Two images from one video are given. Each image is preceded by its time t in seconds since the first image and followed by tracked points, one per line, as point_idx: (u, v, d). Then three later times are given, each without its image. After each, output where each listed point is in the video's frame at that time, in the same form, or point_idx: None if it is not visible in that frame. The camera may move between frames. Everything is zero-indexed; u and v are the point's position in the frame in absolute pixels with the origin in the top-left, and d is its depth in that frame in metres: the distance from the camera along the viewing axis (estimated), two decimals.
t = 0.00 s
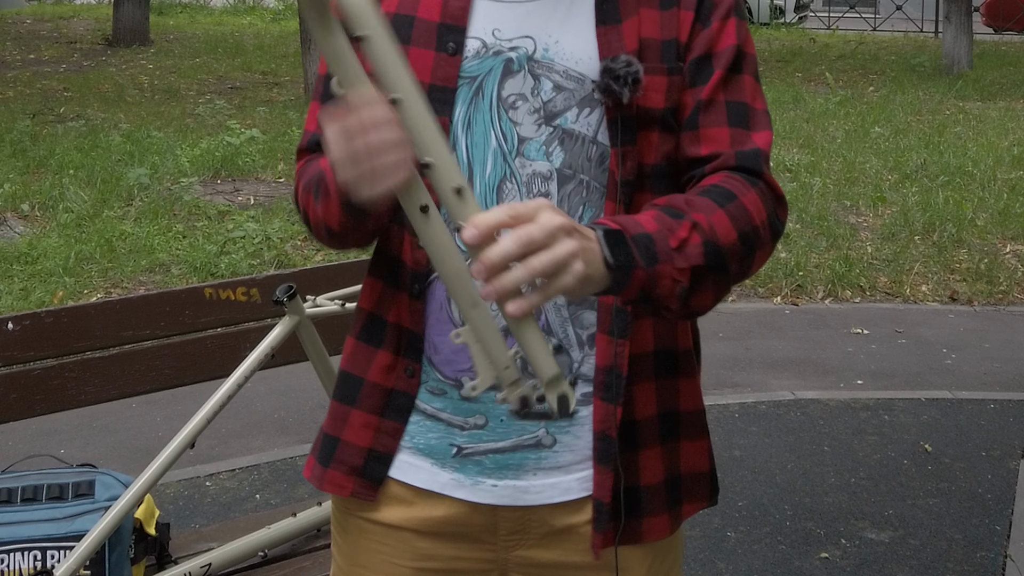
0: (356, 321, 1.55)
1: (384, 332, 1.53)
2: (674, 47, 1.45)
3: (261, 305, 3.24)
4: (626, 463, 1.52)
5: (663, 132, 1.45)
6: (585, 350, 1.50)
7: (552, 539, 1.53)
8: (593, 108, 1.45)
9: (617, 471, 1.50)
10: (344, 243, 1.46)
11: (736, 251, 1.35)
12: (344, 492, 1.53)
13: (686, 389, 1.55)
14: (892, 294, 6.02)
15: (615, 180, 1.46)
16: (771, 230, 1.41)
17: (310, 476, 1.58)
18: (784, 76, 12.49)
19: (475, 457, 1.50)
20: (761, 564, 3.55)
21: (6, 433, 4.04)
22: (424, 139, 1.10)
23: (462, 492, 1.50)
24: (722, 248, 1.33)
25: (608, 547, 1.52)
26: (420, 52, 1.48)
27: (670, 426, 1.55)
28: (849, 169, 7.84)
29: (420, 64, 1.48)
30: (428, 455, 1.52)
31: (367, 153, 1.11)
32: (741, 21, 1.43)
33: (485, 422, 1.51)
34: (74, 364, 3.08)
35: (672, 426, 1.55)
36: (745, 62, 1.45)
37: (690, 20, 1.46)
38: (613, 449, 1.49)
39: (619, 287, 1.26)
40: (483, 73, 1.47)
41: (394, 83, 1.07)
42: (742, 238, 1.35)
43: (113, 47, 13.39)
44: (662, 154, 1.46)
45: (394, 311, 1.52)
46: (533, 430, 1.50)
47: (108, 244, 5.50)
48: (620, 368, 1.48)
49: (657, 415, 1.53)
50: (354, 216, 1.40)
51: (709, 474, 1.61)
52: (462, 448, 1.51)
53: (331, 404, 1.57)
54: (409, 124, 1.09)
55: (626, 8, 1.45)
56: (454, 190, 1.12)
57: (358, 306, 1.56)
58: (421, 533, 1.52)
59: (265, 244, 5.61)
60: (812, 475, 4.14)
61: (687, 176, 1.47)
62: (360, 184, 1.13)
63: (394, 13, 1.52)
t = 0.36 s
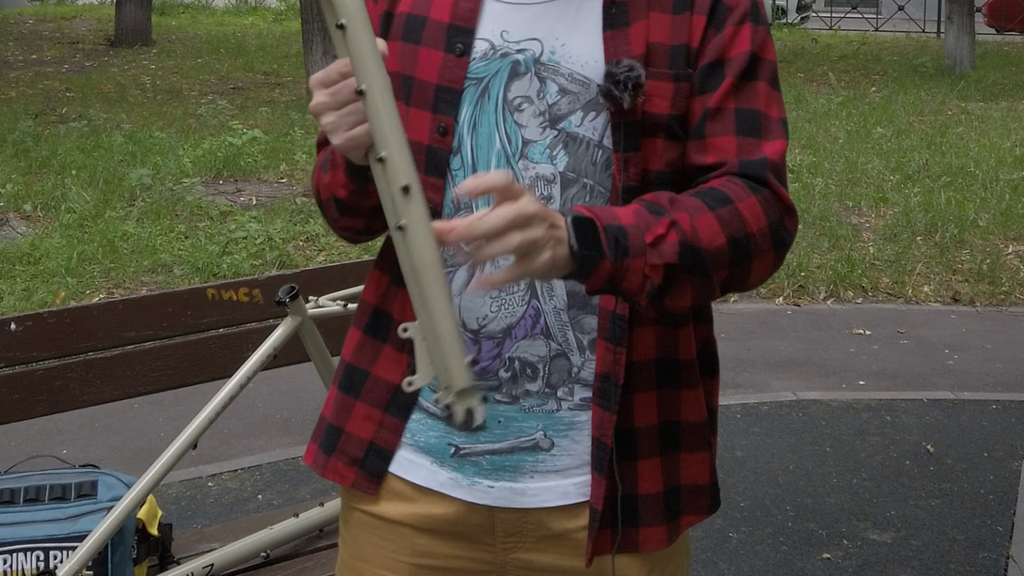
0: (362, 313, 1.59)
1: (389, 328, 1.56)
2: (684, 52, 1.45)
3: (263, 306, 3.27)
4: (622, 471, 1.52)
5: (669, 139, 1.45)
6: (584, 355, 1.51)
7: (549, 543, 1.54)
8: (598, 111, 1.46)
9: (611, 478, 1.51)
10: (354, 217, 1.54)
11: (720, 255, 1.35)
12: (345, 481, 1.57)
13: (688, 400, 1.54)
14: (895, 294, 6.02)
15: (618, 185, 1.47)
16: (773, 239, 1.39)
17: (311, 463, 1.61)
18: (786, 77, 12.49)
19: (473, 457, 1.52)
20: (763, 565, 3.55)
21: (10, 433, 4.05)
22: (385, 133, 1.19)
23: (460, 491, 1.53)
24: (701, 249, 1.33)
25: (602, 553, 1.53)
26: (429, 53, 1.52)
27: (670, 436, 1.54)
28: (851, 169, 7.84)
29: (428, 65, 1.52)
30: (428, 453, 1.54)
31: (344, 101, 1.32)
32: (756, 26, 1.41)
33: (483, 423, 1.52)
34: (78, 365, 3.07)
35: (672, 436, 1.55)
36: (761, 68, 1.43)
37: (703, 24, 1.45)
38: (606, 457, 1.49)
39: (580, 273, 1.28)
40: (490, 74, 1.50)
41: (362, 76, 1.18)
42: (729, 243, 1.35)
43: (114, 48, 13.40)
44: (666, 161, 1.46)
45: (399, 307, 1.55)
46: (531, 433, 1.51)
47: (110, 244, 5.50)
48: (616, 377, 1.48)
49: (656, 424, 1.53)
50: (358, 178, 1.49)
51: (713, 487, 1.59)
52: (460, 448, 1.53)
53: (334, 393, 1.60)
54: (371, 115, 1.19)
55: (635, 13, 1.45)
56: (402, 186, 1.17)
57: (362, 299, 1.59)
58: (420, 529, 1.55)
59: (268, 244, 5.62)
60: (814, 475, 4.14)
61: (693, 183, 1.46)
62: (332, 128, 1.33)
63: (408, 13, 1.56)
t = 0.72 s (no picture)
0: (371, 313, 1.59)
1: (397, 329, 1.56)
2: (692, 53, 1.45)
3: (267, 307, 3.27)
4: (627, 472, 1.52)
5: (677, 140, 1.45)
6: (589, 357, 1.51)
7: (552, 543, 1.55)
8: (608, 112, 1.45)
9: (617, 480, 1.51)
10: (367, 220, 1.54)
11: (726, 255, 1.36)
12: (349, 480, 1.57)
13: (695, 402, 1.55)
14: (897, 295, 6.01)
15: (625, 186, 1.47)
16: (781, 239, 1.41)
17: (316, 460, 1.61)
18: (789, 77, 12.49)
19: (478, 457, 1.53)
20: (766, 565, 3.55)
21: (14, 433, 4.05)
22: (404, 148, 1.26)
23: (464, 491, 1.53)
24: (707, 253, 1.35)
25: (606, 554, 1.53)
26: (437, 54, 1.52)
27: (676, 438, 1.55)
28: (854, 170, 7.84)
29: (436, 66, 1.52)
30: (433, 453, 1.54)
31: (364, 108, 1.33)
32: (763, 26, 1.41)
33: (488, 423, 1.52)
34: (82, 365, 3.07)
35: (678, 438, 1.55)
36: (768, 69, 1.44)
37: (710, 25, 1.45)
38: (612, 457, 1.49)
39: (583, 267, 1.31)
40: (498, 75, 1.50)
41: (384, 88, 1.25)
42: (737, 244, 1.36)
43: (117, 48, 13.41)
44: (674, 161, 1.46)
45: (405, 308, 1.55)
46: (536, 434, 1.51)
47: (114, 244, 5.50)
48: (623, 378, 1.48)
49: (661, 425, 1.53)
50: (369, 180, 1.49)
51: (719, 489, 1.60)
52: (465, 448, 1.53)
53: (340, 392, 1.60)
54: (391, 129, 1.26)
55: (643, 14, 1.46)
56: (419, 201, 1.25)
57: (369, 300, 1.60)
58: (423, 530, 1.55)
59: (271, 245, 5.62)
60: (817, 476, 4.14)
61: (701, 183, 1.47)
62: (350, 136, 1.34)
63: (417, 15, 1.56)
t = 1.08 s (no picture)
0: (373, 316, 1.59)
1: (400, 331, 1.56)
2: (694, 53, 1.45)
3: (271, 307, 3.26)
4: (632, 471, 1.52)
5: (680, 140, 1.45)
6: (593, 357, 1.51)
7: (557, 543, 1.54)
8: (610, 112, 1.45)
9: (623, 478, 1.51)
10: (371, 226, 1.54)
11: (736, 257, 1.37)
12: (352, 483, 1.57)
13: (700, 401, 1.55)
14: (901, 295, 6.01)
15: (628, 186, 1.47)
16: (787, 238, 1.41)
17: (316, 462, 1.61)
18: (792, 77, 12.48)
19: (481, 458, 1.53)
20: (770, 565, 3.55)
21: (17, 432, 4.06)
22: (413, 158, 1.26)
23: (468, 493, 1.53)
24: (719, 257, 1.36)
25: (611, 553, 1.53)
26: (439, 56, 1.52)
27: (681, 437, 1.55)
28: (857, 170, 7.83)
29: (439, 68, 1.52)
30: (436, 454, 1.54)
31: (373, 115, 1.33)
32: (764, 26, 1.41)
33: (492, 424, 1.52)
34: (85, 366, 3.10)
35: (683, 437, 1.55)
36: (769, 68, 1.44)
37: (711, 25, 1.44)
38: (618, 457, 1.49)
39: (597, 274, 1.30)
40: (500, 76, 1.50)
41: (393, 97, 1.26)
42: (747, 245, 1.37)
43: (121, 48, 13.43)
44: (679, 161, 1.46)
45: (407, 310, 1.55)
46: (540, 434, 1.51)
47: (117, 244, 5.51)
48: (629, 377, 1.48)
49: (666, 424, 1.53)
50: (373, 183, 1.49)
51: (724, 487, 1.60)
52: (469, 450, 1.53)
53: (342, 394, 1.60)
54: (399, 137, 1.26)
55: (645, 14, 1.46)
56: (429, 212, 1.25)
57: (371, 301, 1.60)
58: (426, 531, 1.55)
59: (274, 245, 5.62)
60: (821, 476, 4.13)
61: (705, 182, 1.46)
62: (360, 143, 1.34)
63: (416, 18, 1.56)
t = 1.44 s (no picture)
0: (370, 319, 1.59)
1: (397, 333, 1.56)
2: (694, 54, 1.45)
3: (272, 308, 3.25)
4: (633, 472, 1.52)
5: (681, 141, 1.45)
6: (594, 357, 1.51)
7: (558, 543, 1.55)
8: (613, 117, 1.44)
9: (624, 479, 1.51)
10: (369, 228, 1.54)
11: (738, 255, 1.36)
12: (352, 487, 1.57)
13: (699, 401, 1.55)
14: (904, 295, 6.00)
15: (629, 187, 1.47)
16: (789, 238, 1.41)
17: (320, 468, 1.62)
18: (795, 76, 12.45)
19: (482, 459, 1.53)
20: (772, 566, 3.55)
21: (20, 433, 4.07)
22: (414, 161, 1.25)
23: (469, 493, 1.53)
24: (723, 254, 1.35)
25: (612, 553, 1.53)
26: (440, 57, 1.52)
27: (681, 437, 1.55)
28: (860, 170, 7.81)
29: (440, 68, 1.52)
30: (437, 455, 1.54)
31: (374, 115, 1.32)
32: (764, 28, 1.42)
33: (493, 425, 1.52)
34: (86, 366, 3.10)
35: (683, 437, 1.55)
36: (769, 69, 1.44)
37: (711, 26, 1.45)
38: (620, 456, 1.50)
39: (603, 271, 1.29)
40: (502, 78, 1.50)
41: (395, 100, 1.25)
42: (750, 243, 1.36)
43: (124, 47, 13.42)
44: (679, 161, 1.46)
45: (405, 312, 1.56)
46: (540, 435, 1.51)
47: (120, 244, 5.51)
48: (630, 377, 1.48)
49: (666, 424, 1.53)
50: (373, 185, 1.49)
51: (723, 487, 1.61)
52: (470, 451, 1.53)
53: (342, 399, 1.60)
54: (400, 140, 1.25)
55: (646, 16, 1.46)
56: (428, 217, 1.24)
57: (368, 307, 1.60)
58: (426, 532, 1.55)
59: (277, 245, 5.62)
60: (823, 477, 4.13)
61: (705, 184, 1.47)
62: (359, 143, 1.34)
63: (415, 19, 1.56)
